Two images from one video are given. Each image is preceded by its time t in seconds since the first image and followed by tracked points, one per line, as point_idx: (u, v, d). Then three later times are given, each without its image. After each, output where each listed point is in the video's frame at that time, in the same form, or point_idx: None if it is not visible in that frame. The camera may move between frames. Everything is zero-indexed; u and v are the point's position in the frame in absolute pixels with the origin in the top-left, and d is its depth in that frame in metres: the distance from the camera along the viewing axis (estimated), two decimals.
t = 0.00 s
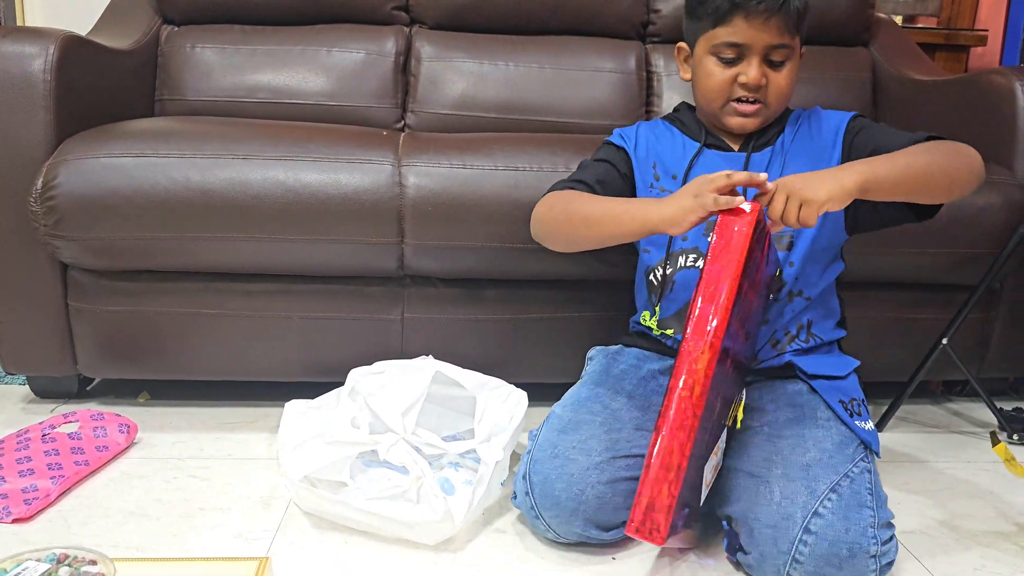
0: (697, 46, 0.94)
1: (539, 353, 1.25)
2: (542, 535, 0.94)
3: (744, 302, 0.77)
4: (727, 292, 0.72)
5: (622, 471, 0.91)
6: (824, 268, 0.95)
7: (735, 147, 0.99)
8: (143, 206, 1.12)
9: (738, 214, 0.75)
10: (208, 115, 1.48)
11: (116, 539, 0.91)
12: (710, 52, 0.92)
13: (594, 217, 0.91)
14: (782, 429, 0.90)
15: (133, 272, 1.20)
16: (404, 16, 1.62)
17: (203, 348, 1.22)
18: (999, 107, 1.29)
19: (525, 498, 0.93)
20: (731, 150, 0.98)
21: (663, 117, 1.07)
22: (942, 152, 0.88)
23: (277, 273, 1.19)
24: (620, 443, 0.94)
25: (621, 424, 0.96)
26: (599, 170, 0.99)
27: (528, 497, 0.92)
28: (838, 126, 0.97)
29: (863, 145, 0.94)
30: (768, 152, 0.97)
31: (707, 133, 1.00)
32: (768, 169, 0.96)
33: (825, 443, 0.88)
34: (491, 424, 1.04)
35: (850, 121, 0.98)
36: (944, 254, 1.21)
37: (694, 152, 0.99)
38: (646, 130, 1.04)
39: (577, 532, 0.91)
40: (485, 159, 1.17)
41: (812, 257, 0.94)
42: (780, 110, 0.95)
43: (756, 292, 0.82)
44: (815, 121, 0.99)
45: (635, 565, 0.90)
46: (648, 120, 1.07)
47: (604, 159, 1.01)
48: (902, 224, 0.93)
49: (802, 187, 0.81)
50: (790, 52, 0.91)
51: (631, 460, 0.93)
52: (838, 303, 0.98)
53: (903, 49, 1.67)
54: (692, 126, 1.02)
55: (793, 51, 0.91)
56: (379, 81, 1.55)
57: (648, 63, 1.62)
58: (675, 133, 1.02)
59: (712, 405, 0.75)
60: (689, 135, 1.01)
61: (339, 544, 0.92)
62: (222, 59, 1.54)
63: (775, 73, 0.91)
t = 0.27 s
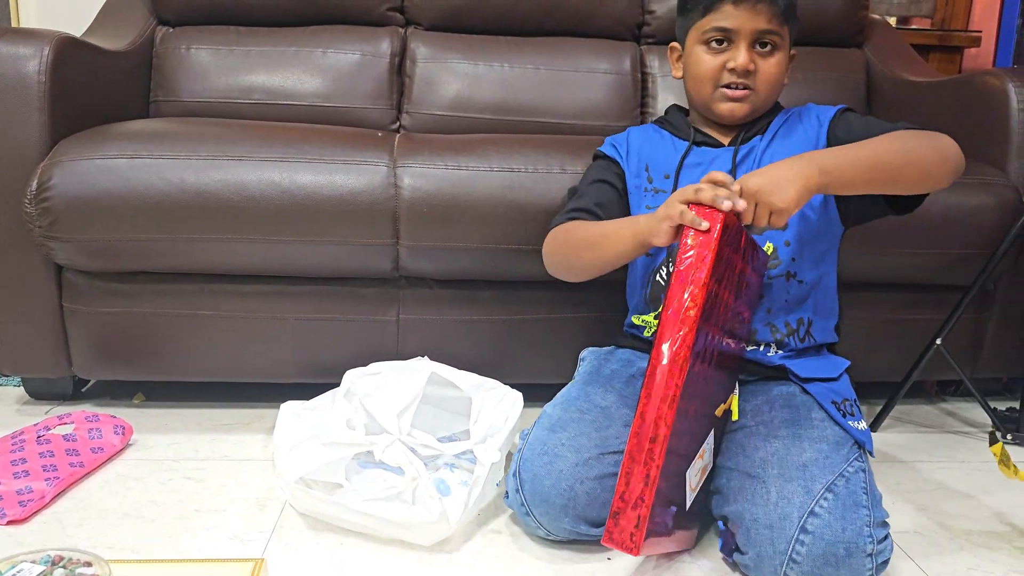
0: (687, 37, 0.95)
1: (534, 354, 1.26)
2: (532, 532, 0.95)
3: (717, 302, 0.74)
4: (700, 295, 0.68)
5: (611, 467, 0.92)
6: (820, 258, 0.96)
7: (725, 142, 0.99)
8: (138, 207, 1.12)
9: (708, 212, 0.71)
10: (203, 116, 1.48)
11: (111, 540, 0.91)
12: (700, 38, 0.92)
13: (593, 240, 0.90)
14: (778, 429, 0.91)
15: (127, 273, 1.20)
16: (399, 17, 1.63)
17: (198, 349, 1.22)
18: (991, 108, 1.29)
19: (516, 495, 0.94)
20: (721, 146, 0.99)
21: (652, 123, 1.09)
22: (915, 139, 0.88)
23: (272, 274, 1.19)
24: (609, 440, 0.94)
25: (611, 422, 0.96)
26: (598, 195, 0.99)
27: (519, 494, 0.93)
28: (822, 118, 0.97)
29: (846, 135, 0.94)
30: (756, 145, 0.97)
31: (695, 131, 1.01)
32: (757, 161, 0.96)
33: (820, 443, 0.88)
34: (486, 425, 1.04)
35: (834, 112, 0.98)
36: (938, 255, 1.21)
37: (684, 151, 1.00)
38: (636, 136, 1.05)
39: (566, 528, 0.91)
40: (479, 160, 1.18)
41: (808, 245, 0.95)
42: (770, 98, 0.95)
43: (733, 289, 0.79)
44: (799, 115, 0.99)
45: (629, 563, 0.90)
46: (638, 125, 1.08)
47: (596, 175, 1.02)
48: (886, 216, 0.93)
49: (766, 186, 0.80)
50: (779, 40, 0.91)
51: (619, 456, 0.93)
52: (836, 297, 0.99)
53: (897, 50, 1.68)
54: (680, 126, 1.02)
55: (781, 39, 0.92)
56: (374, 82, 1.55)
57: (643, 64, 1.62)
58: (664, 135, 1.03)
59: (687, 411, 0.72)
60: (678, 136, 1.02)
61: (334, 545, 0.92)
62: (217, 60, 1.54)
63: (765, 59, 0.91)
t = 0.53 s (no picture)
0: (658, 49, 0.95)
1: (531, 354, 1.26)
2: (528, 532, 0.95)
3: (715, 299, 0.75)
4: (698, 294, 0.68)
5: (606, 468, 0.92)
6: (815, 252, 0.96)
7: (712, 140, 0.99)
8: (134, 208, 1.12)
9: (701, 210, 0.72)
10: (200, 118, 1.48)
11: (107, 542, 0.91)
12: (666, 53, 0.92)
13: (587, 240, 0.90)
14: (772, 432, 0.91)
15: (124, 274, 1.20)
16: (396, 18, 1.63)
17: (195, 350, 1.22)
18: (986, 109, 1.30)
19: (511, 497, 0.94)
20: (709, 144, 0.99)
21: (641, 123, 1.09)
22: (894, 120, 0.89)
23: (268, 276, 1.19)
24: (604, 440, 0.95)
25: (606, 422, 0.96)
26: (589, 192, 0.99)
27: (515, 496, 0.93)
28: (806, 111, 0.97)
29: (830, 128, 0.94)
30: (744, 140, 0.97)
31: (683, 129, 1.01)
32: (744, 156, 0.96)
33: (814, 444, 0.88)
34: (483, 426, 1.04)
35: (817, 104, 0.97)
36: (933, 255, 1.22)
37: (670, 149, 1.00)
38: (624, 136, 1.06)
39: (561, 529, 0.91)
40: (476, 161, 1.18)
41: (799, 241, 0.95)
42: (745, 101, 0.94)
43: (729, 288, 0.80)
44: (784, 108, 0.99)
45: (626, 564, 0.90)
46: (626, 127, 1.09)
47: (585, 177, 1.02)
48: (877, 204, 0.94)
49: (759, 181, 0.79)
50: (746, 46, 0.90)
51: (614, 457, 0.93)
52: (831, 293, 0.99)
53: (892, 51, 1.68)
54: (666, 124, 1.03)
55: (748, 45, 0.90)
56: (371, 83, 1.55)
57: (639, 65, 1.62)
58: (652, 134, 1.04)
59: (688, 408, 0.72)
60: (666, 134, 1.03)
61: (332, 546, 0.92)
62: (213, 61, 1.54)
63: (731, 69, 0.91)
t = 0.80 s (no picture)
0: (650, 47, 0.94)
1: (529, 355, 1.26)
2: (523, 533, 0.96)
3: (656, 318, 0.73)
4: (617, 305, 0.66)
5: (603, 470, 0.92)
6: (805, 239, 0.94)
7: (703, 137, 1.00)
8: (132, 210, 1.12)
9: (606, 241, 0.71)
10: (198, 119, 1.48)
11: (105, 544, 0.91)
12: (659, 52, 0.92)
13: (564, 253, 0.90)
14: (772, 436, 0.90)
15: (122, 276, 1.19)
16: (394, 20, 1.63)
17: (193, 352, 1.22)
18: (983, 110, 1.30)
19: (509, 502, 0.94)
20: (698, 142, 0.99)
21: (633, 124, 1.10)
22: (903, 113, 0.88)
23: (267, 277, 1.19)
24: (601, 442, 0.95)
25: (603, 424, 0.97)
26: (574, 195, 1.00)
27: (512, 501, 0.93)
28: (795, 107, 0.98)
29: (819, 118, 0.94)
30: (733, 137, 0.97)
31: (673, 128, 1.01)
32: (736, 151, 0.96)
33: (815, 451, 0.88)
34: (480, 428, 1.05)
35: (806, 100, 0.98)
36: (930, 256, 1.22)
37: (661, 147, 1.01)
38: (615, 137, 1.06)
39: (558, 533, 0.91)
40: (474, 163, 1.18)
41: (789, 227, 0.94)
42: (738, 97, 0.94)
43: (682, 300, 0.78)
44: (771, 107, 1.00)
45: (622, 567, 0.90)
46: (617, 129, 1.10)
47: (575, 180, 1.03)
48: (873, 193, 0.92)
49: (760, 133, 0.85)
50: (738, 42, 0.90)
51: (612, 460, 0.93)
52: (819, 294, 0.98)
53: (889, 52, 1.69)
54: (657, 123, 1.03)
55: (740, 41, 0.90)
56: (369, 85, 1.55)
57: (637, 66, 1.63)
58: (642, 135, 1.04)
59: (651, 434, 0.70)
60: (657, 132, 1.03)
61: (330, 549, 0.92)
62: (211, 62, 1.54)
63: (725, 65, 0.90)
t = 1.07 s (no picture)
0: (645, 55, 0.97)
1: (527, 357, 1.26)
2: (522, 532, 0.96)
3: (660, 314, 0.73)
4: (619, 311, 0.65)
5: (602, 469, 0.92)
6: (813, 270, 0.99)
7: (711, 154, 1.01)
8: (130, 212, 1.12)
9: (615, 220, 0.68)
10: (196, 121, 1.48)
11: (104, 546, 0.91)
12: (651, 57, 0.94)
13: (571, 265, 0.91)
14: (772, 434, 0.91)
15: (120, 278, 1.20)
16: (392, 22, 1.63)
17: (192, 353, 1.22)
18: (979, 112, 1.31)
19: (508, 498, 0.94)
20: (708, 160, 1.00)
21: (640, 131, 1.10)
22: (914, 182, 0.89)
23: (265, 279, 1.19)
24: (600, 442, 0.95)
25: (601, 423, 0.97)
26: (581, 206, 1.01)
27: (511, 495, 0.94)
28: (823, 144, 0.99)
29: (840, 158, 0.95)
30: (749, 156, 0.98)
31: (682, 142, 1.02)
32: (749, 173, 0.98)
33: (814, 449, 0.88)
34: (479, 429, 1.05)
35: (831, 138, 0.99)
36: (927, 258, 1.22)
37: (670, 161, 1.01)
38: (623, 145, 1.07)
39: (556, 529, 0.92)
40: (472, 165, 1.18)
41: (806, 258, 0.98)
42: (733, 96, 0.93)
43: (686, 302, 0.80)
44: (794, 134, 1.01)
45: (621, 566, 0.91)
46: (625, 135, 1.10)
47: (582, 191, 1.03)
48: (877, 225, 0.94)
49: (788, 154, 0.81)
50: (724, 39, 0.90)
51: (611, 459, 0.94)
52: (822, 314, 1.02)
53: (886, 55, 1.69)
54: (666, 135, 1.04)
55: (726, 36, 0.90)
56: (367, 87, 1.55)
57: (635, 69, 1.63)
58: (651, 144, 1.04)
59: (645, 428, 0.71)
60: (665, 145, 1.03)
61: (328, 549, 0.93)
62: (210, 65, 1.54)
63: (711, 62, 0.90)
